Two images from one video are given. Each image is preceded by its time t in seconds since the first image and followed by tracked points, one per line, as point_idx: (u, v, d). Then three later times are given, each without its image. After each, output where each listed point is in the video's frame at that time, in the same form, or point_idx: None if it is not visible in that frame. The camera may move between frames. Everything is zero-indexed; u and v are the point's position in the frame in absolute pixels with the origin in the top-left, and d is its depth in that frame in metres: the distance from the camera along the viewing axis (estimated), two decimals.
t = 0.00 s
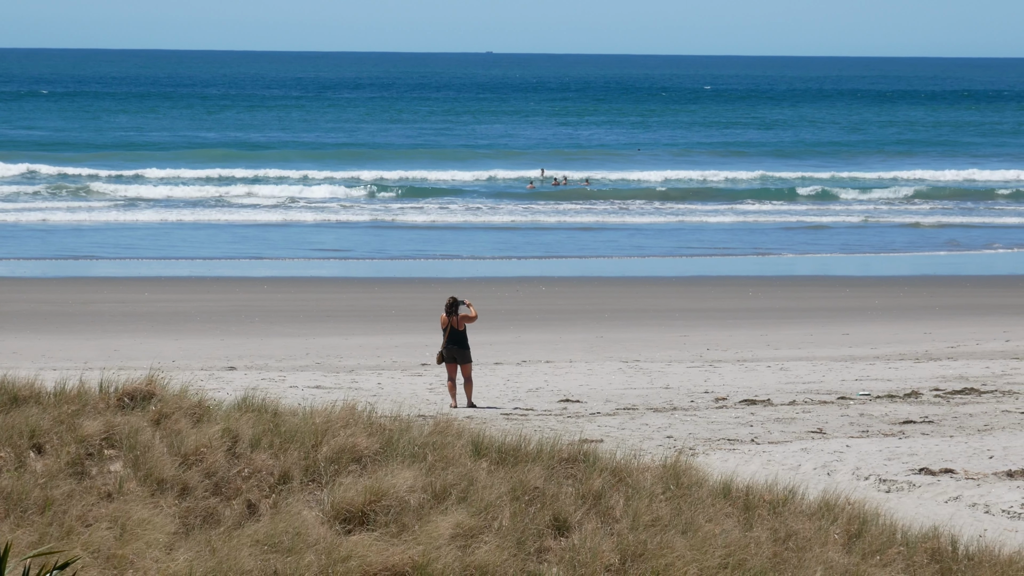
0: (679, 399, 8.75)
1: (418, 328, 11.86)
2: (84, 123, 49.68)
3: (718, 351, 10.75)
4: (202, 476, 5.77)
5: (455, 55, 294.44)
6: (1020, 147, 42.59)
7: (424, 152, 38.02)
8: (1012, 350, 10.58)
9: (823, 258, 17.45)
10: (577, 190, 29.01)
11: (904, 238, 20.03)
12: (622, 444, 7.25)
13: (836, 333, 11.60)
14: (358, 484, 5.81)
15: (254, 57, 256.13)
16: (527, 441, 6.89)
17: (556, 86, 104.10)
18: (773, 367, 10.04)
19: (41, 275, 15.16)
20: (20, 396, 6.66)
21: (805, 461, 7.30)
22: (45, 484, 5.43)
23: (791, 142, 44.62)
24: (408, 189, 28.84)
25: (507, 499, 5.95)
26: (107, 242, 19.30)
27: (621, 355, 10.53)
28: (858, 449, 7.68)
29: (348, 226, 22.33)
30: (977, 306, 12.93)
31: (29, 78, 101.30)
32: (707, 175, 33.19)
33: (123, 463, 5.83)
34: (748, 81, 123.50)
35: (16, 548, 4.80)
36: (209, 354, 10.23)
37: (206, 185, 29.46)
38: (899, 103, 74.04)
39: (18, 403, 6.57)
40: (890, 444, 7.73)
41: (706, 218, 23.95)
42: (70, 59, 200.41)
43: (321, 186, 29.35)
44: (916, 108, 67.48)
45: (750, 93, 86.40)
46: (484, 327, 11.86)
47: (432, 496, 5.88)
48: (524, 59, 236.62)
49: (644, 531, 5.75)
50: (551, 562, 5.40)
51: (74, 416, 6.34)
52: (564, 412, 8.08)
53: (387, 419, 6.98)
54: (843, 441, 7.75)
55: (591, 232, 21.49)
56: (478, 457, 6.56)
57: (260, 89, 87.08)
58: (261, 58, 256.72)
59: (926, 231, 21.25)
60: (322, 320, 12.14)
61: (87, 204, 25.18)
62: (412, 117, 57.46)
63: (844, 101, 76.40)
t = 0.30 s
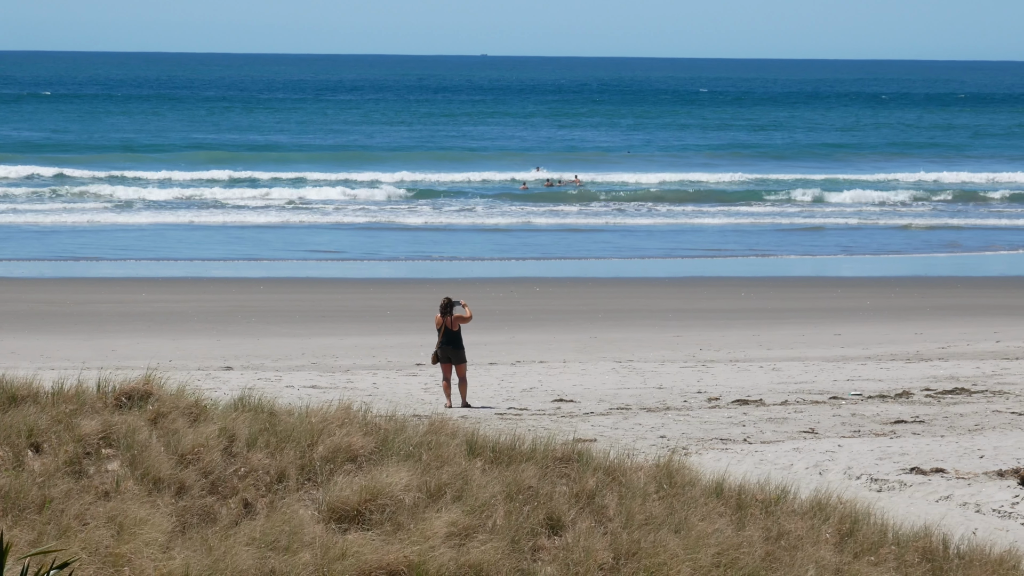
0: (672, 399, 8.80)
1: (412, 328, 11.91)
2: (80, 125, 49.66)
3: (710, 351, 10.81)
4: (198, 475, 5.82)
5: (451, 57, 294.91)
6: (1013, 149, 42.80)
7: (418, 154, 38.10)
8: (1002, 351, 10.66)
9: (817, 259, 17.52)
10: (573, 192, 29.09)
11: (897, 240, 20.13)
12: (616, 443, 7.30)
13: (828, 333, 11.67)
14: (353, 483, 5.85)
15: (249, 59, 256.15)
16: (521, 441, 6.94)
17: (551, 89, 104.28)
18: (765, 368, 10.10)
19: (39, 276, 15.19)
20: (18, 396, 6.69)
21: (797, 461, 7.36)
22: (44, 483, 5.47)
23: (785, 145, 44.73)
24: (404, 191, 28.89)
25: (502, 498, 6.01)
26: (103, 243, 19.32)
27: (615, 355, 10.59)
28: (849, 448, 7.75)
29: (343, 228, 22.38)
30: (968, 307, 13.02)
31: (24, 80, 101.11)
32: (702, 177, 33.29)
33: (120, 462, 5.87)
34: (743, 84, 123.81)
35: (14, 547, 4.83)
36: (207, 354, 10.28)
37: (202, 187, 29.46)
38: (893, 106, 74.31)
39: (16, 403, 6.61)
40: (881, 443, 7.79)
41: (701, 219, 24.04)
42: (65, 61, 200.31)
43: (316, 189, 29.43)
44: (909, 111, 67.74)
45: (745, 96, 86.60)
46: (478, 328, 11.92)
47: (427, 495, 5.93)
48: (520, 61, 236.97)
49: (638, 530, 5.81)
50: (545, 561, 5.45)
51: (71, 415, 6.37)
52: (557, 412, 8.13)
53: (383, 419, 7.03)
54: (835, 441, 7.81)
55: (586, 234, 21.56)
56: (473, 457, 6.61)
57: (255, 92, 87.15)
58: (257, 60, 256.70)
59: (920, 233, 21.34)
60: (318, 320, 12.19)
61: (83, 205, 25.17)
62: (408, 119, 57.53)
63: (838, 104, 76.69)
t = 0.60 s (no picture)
0: (661, 399, 8.87)
1: (404, 329, 11.95)
2: (74, 126, 49.57)
3: (700, 352, 10.88)
4: (190, 474, 5.86)
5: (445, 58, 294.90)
6: (1004, 152, 43.01)
7: (411, 157, 38.15)
8: (988, 351, 10.77)
9: (807, 261, 17.60)
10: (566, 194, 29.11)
11: (887, 242, 20.24)
12: (606, 443, 7.36)
13: (816, 335, 11.75)
14: (345, 482, 5.91)
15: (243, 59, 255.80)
16: (511, 440, 7.00)
17: (545, 91, 104.34)
18: (753, 368, 10.18)
19: (32, 276, 15.19)
20: (12, 395, 6.73)
21: (785, 461, 7.44)
22: (36, 483, 5.51)
23: (778, 147, 44.87)
24: (397, 193, 28.92)
25: (492, 497, 6.06)
26: (96, 244, 19.33)
27: (604, 355, 10.65)
28: (837, 448, 7.83)
29: (335, 230, 22.40)
30: (956, 309, 13.10)
31: (17, 82, 100.89)
32: (694, 179, 33.40)
33: (113, 461, 5.91)
34: (736, 87, 124.09)
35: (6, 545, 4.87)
36: (200, 354, 10.31)
37: (195, 189, 29.46)
38: (884, 108, 74.61)
39: (10, 403, 6.64)
40: (868, 443, 7.87)
41: (693, 221, 24.14)
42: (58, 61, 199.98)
43: (309, 191, 29.47)
44: (901, 114, 67.99)
45: (737, 99, 86.82)
46: (469, 328, 11.98)
47: (417, 494, 5.99)
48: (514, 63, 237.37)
49: (626, 529, 5.87)
50: (535, 560, 5.51)
51: (64, 414, 6.41)
52: (547, 412, 8.19)
53: (374, 419, 7.07)
54: (823, 441, 7.89)
55: (578, 236, 21.64)
56: (463, 456, 6.66)
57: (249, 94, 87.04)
58: (251, 60, 256.40)
59: (910, 235, 21.44)
60: (309, 321, 12.25)
61: (76, 207, 25.16)
62: (402, 121, 57.56)
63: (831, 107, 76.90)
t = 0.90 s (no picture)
0: (644, 399, 8.96)
1: (389, 329, 12.01)
2: (61, 127, 49.41)
3: (682, 352, 10.98)
4: (177, 474, 5.90)
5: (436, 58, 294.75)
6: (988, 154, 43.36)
7: (399, 158, 38.20)
8: (966, 352, 10.90)
9: (790, 262, 17.74)
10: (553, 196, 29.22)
11: (871, 243, 20.40)
12: (589, 443, 7.43)
13: (798, 335, 11.87)
14: (330, 481, 5.97)
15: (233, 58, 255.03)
16: (494, 440, 7.07)
17: (535, 93, 104.47)
18: (736, 368, 10.28)
19: (19, 277, 15.18)
20: None
21: (766, 460, 7.53)
22: (24, 482, 5.54)
23: (765, 149, 45.10)
24: (384, 195, 28.97)
25: (475, 496, 6.13)
26: (82, 245, 19.31)
27: (588, 356, 10.73)
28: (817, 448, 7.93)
29: (322, 231, 22.45)
30: (935, 309, 13.24)
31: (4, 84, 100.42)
32: (681, 180, 33.55)
33: (99, 460, 5.95)
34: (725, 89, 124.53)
35: None
36: (187, 354, 10.34)
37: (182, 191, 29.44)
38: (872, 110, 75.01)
39: None
40: (848, 443, 7.98)
41: (680, 222, 24.27)
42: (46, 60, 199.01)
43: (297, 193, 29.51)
44: (887, 116, 68.38)
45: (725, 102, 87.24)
46: (454, 328, 12.04)
47: (401, 493, 6.05)
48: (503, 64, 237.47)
49: (608, 527, 5.95)
50: (518, 558, 5.58)
51: (51, 414, 6.44)
52: (531, 411, 8.27)
53: (358, 418, 7.13)
54: (804, 441, 7.99)
55: (565, 237, 21.75)
56: (447, 455, 6.73)
57: (239, 95, 86.83)
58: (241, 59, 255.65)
59: (894, 236, 21.61)
60: (296, 321, 12.28)
61: (63, 208, 25.12)
62: (391, 123, 57.61)
63: (819, 109, 77.27)
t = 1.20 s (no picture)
0: (622, 399, 9.07)
1: (370, 329, 12.07)
2: (42, 130, 49.09)
3: (659, 353, 11.10)
4: (158, 473, 5.95)
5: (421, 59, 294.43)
6: (967, 157, 43.83)
7: (382, 162, 38.19)
8: (939, 352, 11.08)
9: (768, 264, 17.92)
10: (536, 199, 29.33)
11: (849, 246, 20.62)
12: (568, 443, 7.53)
13: (773, 335, 12.03)
14: (310, 480, 6.03)
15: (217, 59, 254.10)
16: (473, 440, 7.15)
17: (519, 96, 104.62)
18: (712, 368, 10.41)
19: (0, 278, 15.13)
20: None
21: (742, 459, 7.66)
22: (6, 481, 5.58)
23: (747, 153, 45.42)
24: (367, 198, 29.00)
25: (454, 495, 6.21)
26: (64, 247, 19.24)
27: (566, 356, 10.83)
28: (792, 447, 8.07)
29: (304, 233, 22.47)
30: (909, 310, 13.43)
31: None
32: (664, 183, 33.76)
33: (82, 459, 5.99)
34: (708, 92, 125.10)
35: None
36: (169, 354, 10.36)
37: (165, 194, 29.37)
38: (853, 114, 75.62)
39: None
40: (823, 442, 8.13)
41: (661, 225, 24.43)
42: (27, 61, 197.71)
43: (279, 196, 29.48)
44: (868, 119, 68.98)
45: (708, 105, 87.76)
46: (434, 329, 12.11)
47: (381, 492, 6.13)
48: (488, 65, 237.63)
49: (586, 526, 6.04)
50: (496, 556, 5.67)
51: (34, 413, 6.48)
52: (510, 411, 8.37)
53: (339, 418, 7.20)
54: (779, 440, 8.13)
55: (546, 239, 21.85)
56: (426, 455, 6.80)
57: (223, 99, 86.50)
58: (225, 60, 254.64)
59: (872, 238, 21.85)
60: (277, 322, 12.32)
61: (44, 211, 25.00)
62: (375, 126, 57.61)
63: (800, 113, 77.88)
